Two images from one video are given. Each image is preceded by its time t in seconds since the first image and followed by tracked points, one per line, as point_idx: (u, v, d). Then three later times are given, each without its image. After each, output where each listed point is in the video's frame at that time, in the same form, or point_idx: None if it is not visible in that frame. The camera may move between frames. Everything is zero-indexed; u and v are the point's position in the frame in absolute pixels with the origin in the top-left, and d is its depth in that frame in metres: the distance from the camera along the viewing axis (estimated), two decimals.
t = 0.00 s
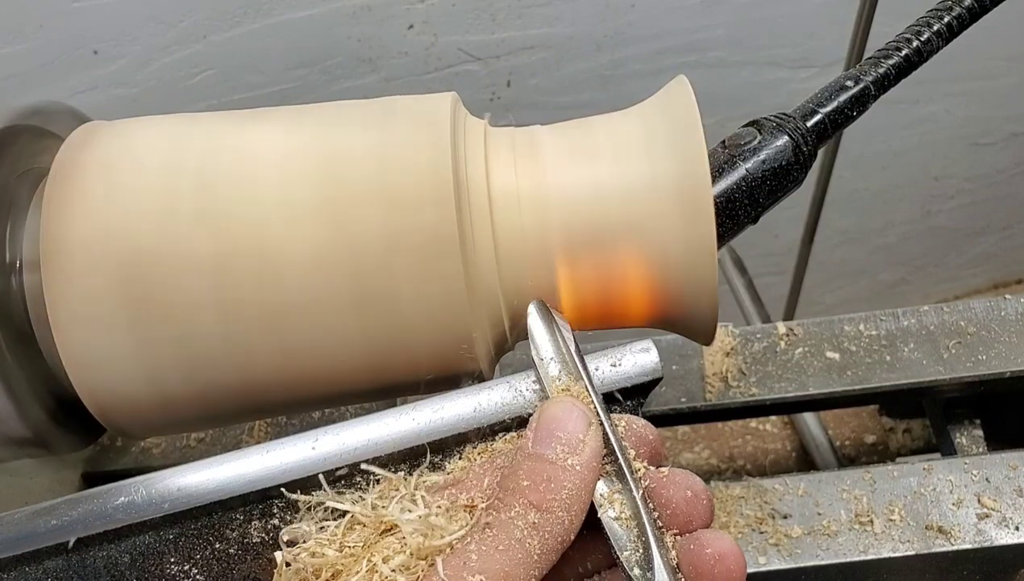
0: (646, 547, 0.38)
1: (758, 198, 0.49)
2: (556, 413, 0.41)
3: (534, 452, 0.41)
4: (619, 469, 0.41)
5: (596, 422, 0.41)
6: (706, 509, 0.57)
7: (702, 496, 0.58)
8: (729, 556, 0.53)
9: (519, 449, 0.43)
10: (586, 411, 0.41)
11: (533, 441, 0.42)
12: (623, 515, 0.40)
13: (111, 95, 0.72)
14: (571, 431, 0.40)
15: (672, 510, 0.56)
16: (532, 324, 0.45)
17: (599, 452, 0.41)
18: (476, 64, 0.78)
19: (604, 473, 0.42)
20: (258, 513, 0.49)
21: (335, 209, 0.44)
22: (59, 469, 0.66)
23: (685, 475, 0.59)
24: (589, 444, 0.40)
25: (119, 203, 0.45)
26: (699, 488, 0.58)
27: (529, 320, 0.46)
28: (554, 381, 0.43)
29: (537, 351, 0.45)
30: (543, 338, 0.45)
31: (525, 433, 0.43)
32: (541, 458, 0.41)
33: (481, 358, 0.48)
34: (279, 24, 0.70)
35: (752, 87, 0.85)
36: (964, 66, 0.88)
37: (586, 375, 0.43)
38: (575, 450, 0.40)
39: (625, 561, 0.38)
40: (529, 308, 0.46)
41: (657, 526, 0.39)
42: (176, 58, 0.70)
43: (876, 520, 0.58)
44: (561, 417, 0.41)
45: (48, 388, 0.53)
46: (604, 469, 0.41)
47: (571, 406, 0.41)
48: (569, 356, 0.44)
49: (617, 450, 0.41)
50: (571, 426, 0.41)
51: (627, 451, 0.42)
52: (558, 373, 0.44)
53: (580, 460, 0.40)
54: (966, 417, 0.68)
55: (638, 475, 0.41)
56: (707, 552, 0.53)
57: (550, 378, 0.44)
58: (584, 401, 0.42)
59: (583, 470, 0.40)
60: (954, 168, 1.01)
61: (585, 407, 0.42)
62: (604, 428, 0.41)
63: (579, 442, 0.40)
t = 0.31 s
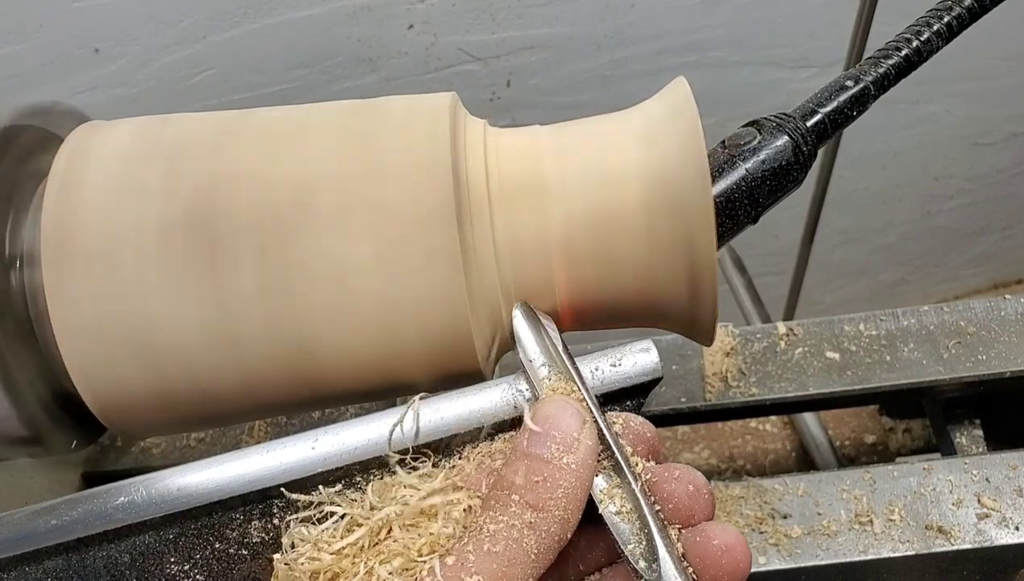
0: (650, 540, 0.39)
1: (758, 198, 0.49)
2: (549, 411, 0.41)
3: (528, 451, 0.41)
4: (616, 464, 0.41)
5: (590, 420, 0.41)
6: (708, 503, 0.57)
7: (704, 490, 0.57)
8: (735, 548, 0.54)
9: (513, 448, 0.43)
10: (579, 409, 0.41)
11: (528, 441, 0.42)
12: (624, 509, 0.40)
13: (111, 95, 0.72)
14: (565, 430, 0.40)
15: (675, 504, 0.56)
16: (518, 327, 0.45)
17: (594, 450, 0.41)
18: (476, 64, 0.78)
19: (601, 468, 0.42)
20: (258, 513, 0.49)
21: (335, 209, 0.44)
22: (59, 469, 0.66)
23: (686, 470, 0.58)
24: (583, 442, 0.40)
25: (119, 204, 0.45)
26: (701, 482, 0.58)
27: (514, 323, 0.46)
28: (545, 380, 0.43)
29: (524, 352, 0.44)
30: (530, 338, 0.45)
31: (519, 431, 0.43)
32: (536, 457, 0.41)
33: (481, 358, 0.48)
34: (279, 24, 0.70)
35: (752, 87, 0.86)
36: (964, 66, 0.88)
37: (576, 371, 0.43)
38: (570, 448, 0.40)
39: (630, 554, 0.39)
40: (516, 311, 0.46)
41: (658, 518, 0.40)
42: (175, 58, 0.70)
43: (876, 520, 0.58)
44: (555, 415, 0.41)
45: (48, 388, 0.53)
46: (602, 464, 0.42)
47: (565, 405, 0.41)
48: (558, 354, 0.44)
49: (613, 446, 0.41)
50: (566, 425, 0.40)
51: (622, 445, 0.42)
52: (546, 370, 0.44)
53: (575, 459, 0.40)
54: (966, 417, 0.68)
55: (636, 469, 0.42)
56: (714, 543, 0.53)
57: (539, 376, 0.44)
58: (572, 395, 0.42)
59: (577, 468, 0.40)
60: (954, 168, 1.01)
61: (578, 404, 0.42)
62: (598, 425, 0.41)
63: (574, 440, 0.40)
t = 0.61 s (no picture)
0: (638, 561, 0.38)
1: (758, 198, 0.50)
2: (565, 417, 0.42)
3: (541, 456, 0.42)
4: (625, 479, 0.42)
5: (606, 428, 0.42)
6: (703, 524, 0.58)
7: (699, 510, 0.58)
8: (720, 573, 0.53)
9: (526, 452, 0.43)
10: (596, 416, 0.42)
11: (542, 444, 0.42)
12: (621, 527, 0.40)
13: (110, 94, 0.72)
14: (579, 436, 0.41)
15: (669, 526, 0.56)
16: (558, 323, 0.45)
17: (607, 459, 0.41)
18: (476, 64, 0.78)
19: (609, 481, 0.42)
20: (258, 513, 0.49)
21: (335, 209, 0.44)
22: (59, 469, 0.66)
23: (686, 489, 0.59)
24: (598, 450, 0.41)
25: (119, 204, 0.45)
26: (698, 503, 0.58)
27: (556, 314, 0.45)
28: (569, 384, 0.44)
29: (559, 350, 0.44)
30: (568, 338, 0.44)
31: (533, 436, 0.43)
32: (549, 462, 0.41)
33: (481, 358, 0.48)
34: (279, 24, 0.70)
35: (752, 87, 0.86)
36: (964, 66, 0.88)
37: (603, 380, 0.43)
38: (583, 455, 0.41)
39: (615, 571, 0.39)
40: (558, 305, 0.45)
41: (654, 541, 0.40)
42: (175, 58, 0.70)
43: (876, 520, 0.58)
44: (570, 421, 0.41)
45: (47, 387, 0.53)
46: (610, 478, 0.42)
47: (581, 411, 0.42)
48: (589, 359, 0.44)
49: (624, 460, 0.41)
50: (580, 431, 0.41)
51: (632, 459, 0.43)
52: (574, 373, 0.44)
53: (588, 466, 0.41)
54: (966, 417, 0.68)
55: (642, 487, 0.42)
56: (698, 569, 0.53)
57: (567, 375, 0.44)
58: (597, 406, 0.43)
59: (590, 476, 0.41)
60: (954, 168, 1.01)
61: (597, 412, 0.42)
62: (614, 437, 0.42)
63: (588, 447, 0.41)
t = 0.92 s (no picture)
0: (639, 558, 0.38)
1: (758, 198, 0.49)
2: (565, 415, 0.41)
3: (541, 453, 0.42)
4: (624, 477, 0.42)
5: (606, 426, 0.41)
6: (704, 521, 0.57)
7: (700, 507, 0.58)
8: (719, 572, 0.52)
9: (526, 450, 0.43)
10: (596, 413, 0.42)
11: (542, 442, 0.42)
12: (621, 523, 0.40)
13: (110, 94, 0.72)
14: (579, 434, 0.41)
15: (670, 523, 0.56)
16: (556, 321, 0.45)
17: (606, 456, 0.41)
18: (476, 64, 0.78)
19: (608, 478, 0.42)
20: (258, 513, 0.49)
21: (336, 208, 0.44)
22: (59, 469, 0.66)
23: (686, 486, 0.58)
24: (597, 448, 0.41)
25: (118, 202, 0.45)
26: (698, 500, 0.58)
27: (554, 314, 0.45)
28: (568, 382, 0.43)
29: (557, 348, 0.44)
30: (565, 336, 0.44)
31: (533, 434, 0.43)
32: (549, 460, 0.41)
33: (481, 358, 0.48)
34: (279, 24, 0.70)
35: (752, 87, 0.86)
36: (964, 66, 0.88)
37: (602, 377, 0.43)
38: (583, 453, 0.41)
39: (616, 568, 0.38)
40: (556, 304, 0.46)
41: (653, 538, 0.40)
42: (175, 57, 0.70)
43: (876, 520, 0.58)
44: (570, 418, 0.41)
45: (47, 387, 0.53)
46: (610, 475, 0.42)
47: (581, 409, 0.42)
48: (587, 357, 0.44)
49: (623, 458, 0.41)
50: (579, 428, 0.41)
51: (632, 457, 0.43)
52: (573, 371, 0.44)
53: (588, 463, 0.41)
54: (966, 417, 0.68)
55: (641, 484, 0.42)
56: (698, 566, 0.52)
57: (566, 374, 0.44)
58: (596, 403, 0.42)
59: (590, 473, 0.41)
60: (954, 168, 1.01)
61: (597, 410, 0.42)
62: (613, 434, 0.41)
63: (588, 445, 0.41)
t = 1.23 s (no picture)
0: (640, 556, 0.38)
1: (758, 198, 0.49)
2: (561, 415, 0.42)
3: (537, 454, 0.42)
4: (621, 475, 0.41)
5: (601, 425, 0.42)
6: (704, 517, 0.57)
7: (700, 503, 0.57)
8: (722, 567, 0.52)
9: (521, 450, 0.43)
10: (590, 413, 0.42)
11: (537, 442, 0.42)
12: (621, 521, 0.40)
13: (110, 94, 0.72)
14: (576, 433, 0.41)
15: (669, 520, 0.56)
16: (547, 323, 0.45)
17: (602, 456, 0.41)
18: (476, 64, 0.78)
19: (605, 477, 0.42)
20: (258, 513, 0.49)
21: (336, 208, 0.44)
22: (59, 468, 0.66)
23: (686, 483, 0.58)
24: (593, 447, 0.41)
25: (118, 203, 0.45)
26: (698, 496, 0.58)
27: (544, 317, 0.46)
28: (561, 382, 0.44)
29: (549, 349, 0.45)
30: (556, 337, 0.45)
31: (528, 434, 0.43)
32: (545, 460, 0.41)
33: (481, 358, 0.48)
34: (279, 24, 0.70)
35: (752, 87, 0.86)
36: (964, 66, 0.88)
37: (595, 375, 0.43)
38: (579, 452, 0.41)
39: (619, 567, 0.39)
40: (546, 305, 0.46)
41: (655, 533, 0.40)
42: (175, 57, 0.70)
43: (876, 520, 0.58)
44: (565, 419, 0.41)
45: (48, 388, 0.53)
46: (607, 474, 0.42)
47: (577, 408, 0.42)
48: (580, 356, 0.45)
49: (620, 454, 0.41)
50: (575, 428, 0.41)
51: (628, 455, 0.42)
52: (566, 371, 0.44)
53: (584, 463, 0.41)
54: (966, 417, 0.68)
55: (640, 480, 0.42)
56: (700, 562, 0.52)
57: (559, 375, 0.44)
58: (591, 403, 0.43)
59: (587, 473, 0.41)
60: (954, 168, 1.01)
61: (591, 409, 0.42)
62: (609, 433, 0.42)
63: (584, 444, 0.41)
